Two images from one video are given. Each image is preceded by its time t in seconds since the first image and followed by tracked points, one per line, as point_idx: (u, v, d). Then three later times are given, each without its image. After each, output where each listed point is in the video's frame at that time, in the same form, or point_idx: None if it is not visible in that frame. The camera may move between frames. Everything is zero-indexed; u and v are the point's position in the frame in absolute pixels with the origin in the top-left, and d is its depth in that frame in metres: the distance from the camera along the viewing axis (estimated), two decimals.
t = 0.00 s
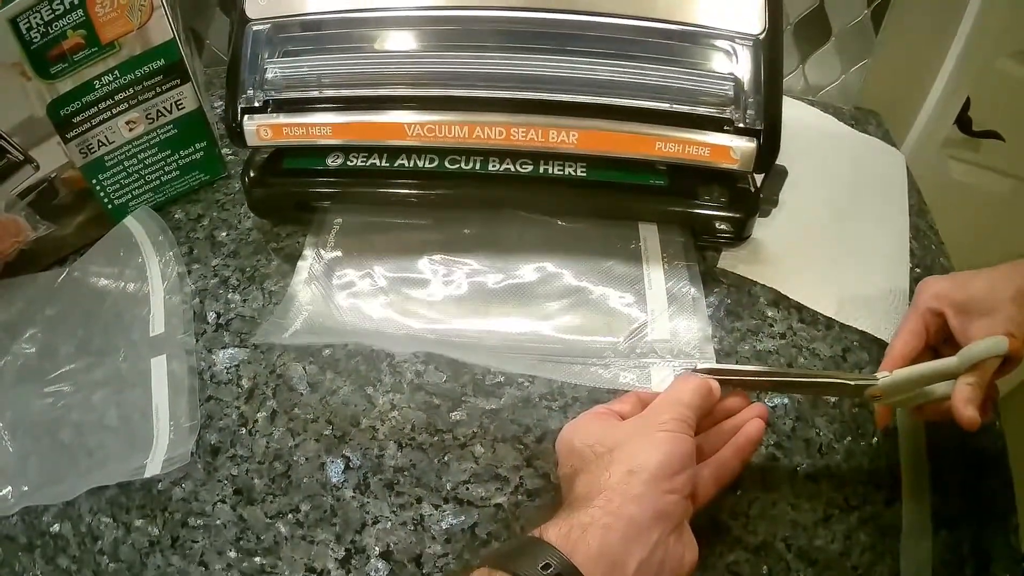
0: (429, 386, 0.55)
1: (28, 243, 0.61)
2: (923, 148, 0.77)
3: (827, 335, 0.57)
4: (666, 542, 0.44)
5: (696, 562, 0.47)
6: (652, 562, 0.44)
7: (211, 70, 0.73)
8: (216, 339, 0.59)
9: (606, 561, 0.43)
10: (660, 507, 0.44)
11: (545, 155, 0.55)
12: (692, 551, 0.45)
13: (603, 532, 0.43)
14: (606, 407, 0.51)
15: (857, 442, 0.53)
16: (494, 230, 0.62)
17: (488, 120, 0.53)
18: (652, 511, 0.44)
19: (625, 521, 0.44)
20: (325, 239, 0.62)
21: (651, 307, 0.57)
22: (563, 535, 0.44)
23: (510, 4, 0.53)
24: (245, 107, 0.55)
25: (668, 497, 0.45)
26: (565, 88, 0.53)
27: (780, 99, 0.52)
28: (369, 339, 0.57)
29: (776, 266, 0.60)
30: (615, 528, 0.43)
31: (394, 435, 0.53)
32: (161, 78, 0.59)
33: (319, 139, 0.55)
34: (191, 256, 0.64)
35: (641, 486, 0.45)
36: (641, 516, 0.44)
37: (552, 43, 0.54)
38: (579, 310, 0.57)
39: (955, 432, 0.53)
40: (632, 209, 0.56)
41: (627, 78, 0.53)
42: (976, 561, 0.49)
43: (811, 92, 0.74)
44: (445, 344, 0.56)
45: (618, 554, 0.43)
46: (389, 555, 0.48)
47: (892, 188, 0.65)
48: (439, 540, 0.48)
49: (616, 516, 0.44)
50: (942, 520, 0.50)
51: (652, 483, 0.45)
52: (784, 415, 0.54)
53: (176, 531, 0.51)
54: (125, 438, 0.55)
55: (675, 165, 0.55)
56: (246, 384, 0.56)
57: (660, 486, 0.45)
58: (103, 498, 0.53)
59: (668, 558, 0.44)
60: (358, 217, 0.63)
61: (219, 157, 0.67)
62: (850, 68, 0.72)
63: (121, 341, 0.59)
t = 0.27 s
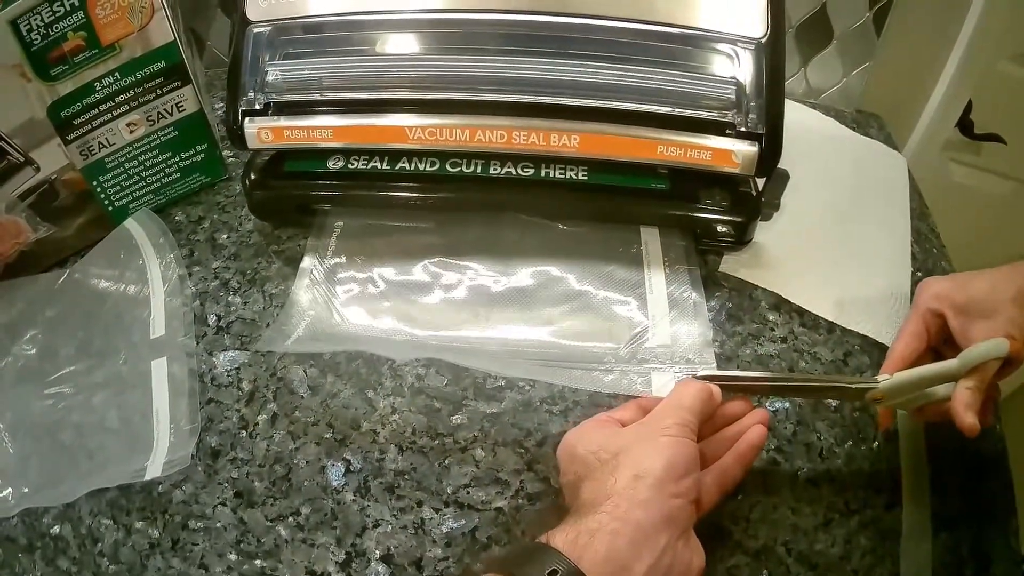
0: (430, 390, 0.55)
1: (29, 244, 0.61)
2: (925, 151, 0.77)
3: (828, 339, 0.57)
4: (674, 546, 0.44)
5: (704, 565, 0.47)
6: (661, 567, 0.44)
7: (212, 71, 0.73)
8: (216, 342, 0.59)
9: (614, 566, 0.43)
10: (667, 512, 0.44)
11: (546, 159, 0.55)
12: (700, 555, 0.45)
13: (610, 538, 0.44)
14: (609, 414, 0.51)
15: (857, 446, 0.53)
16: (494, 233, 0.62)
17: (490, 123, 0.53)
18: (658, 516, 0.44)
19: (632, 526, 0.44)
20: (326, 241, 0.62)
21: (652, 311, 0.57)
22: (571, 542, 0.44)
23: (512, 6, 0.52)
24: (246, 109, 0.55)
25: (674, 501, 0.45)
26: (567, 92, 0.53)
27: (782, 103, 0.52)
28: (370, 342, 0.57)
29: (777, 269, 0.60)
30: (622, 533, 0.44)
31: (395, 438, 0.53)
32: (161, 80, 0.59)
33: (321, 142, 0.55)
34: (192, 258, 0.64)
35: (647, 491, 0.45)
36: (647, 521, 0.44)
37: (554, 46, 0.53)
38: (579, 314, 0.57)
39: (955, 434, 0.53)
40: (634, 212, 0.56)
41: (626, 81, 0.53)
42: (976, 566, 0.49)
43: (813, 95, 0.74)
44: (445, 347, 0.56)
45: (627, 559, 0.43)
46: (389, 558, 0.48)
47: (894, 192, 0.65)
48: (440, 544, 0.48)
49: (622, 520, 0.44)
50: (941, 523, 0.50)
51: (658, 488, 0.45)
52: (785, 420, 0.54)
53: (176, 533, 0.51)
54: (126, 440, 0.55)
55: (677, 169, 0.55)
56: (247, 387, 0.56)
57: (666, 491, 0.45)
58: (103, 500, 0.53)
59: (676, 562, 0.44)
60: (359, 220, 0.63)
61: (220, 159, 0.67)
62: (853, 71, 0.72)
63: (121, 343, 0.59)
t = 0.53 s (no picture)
0: (430, 392, 0.55)
1: (29, 243, 0.61)
2: (929, 155, 0.76)
3: (829, 344, 0.57)
4: (664, 551, 0.44)
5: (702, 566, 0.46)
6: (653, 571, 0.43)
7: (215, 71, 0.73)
8: (216, 342, 0.59)
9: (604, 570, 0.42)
10: (660, 515, 0.44)
11: (548, 161, 0.55)
12: (694, 558, 0.45)
13: (600, 541, 0.43)
14: (608, 419, 0.51)
15: (858, 451, 0.53)
16: (496, 234, 0.62)
17: (492, 125, 0.53)
18: (651, 519, 0.44)
19: (623, 529, 0.43)
20: (327, 241, 0.62)
21: (653, 315, 0.56)
22: (560, 545, 0.43)
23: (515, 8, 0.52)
24: (247, 110, 0.55)
25: (668, 504, 0.44)
26: (570, 95, 0.53)
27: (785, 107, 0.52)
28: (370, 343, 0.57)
29: (780, 274, 0.60)
30: (613, 537, 0.43)
31: (394, 440, 0.53)
32: (163, 80, 0.59)
33: (322, 142, 0.55)
34: (193, 258, 0.64)
35: (640, 493, 0.44)
36: (638, 524, 0.43)
37: (556, 49, 0.54)
38: (580, 318, 0.57)
39: (956, 438, 0.53)
40: (636, 215, 0.56)
41: (628, 85, 0.53)
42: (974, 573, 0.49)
43: (815, 99, 0.73)
44: (445, 347, 0.56)
45: (620, 563, 0.42)
46: (388, 560, 0.48)
47: (897, 197, 0.65)
48: (439, 547, 0.48)
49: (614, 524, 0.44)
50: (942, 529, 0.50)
51: (652, 489, 0.44)
52: (786, 425, 0.54)
53: (174, 534, 0.51)
54: (124, 440, 0.55)
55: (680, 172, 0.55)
56: (247, 387, 0.56)
57: (660, 493, 0.44)
58: (102, 500, 0.53)
59: (668, 566, 0.44)
60: (360, 221, 0.63)
61: (221, 159, 0.66)
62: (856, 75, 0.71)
63: (121, 343, 0.59)
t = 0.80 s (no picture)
0: (434, 384, 0.54)
1: (30, 236, 0.61)
2: (933, 149, 0.77)
3: (835, 337, 0.56)
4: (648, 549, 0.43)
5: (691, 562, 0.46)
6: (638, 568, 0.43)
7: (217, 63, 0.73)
8: (218, 335, 0.58)
9: (590, 568, 0.41)
10: (647, 512, 0.43)
11: (552, 153, 0.55)
12: (682, 555, 0.44)
13: (585, 537, 0.42)
14: (606, 416, 0.50)
15: (864, 446, 0.53)
16: (500, 226, 0.61)
17: (497, 117, 0.53)
18: (639, 516, 0.43)
19: (609, 526, 0.43)
20: (329, 233, 0.62)
21: (658, 307, 0.56)
22: (545, 541, 0.43)
23: None
24: (250, 101, 0.54)
25: (657, 502, 0.44)
26: (575, 85, 0.52)
27: (791, 99, 0.52)
28: (373, 336, 0.57)
29: (786, 267, 0.59)
30: (599, 534, 0.42)
31: (398, 433, 0.52)
32: (164, 72, 0.59)
33: (324, 133, 0.54)
34: (195, 251, 0.64)
35: (628, 491, 0.44)
36: (624, 522, 0.43)
37: (561, 40, 0.53)
38: (584, 311, 0.56)
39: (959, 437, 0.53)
40: (640, 207, 0.56)
41: (634, 75, 0.52)
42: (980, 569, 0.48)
43: (820, 93, 0.71)
44: (444, 342, 0.56)
45: (605, 560, 0.42)
46: (391, 554, 0.48)
47: (903, 190, 0.64)
48: (442, 541, 0.48)
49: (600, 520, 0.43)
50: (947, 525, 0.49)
51: (640, 488, 0.44)
52: (791, 419, 0.54)
53: (176, 528, 0.50)
54: (126, 434, 0.55)
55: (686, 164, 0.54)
56: (249, 380, 0.56)
57: (648, 490, 0.44)
58: (103, 494, 0.52)
59: (654, 563, 0.43)
60: (363, 213, 0.63)
61: (224, 151, 0.66)
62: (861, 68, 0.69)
63: (123, 336, 0.59)
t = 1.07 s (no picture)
0: (439, 380, 0.54)
1: (34, 232, 0.61)
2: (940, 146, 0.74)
3: (842, 334, 0.56)
4: (648, 547, 0.43)
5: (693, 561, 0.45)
6: (637, 565, 0.42)
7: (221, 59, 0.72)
8: (222, 330, 0.58)
9: (589, 564, 0.41)
10: (647, 509, 0.43)
11: (559, 147, 0.55)
12: (685, 553, 0.44)
13: (584, 533, 0.42)
14: (615, 410, 0.50)
15: (870, 443, 0.52)
16: (506, 221, 0.61)
17: (503, 111, 0.52)
18: (638, 512, 0.43)
19: (608, 522, 0.42)
20: (333, 228, 0.62)
21: (665, 302, 0.56)
22: (544, 536, 0.42)
23: None
24: (254, 96, 0.54)
25: (657, 498, 0.43)
26: (581, 80, 0.52)
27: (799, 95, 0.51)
28: (378, 331, 0.56)
29: (793, 262, 0.59)
30: (598, 530, 0.42)
31: (402, 429, 0.52)
32: (169, 66, 0.58)
33: (329, 127, 0.54)
34: (199, 246, 0.64)
35: (629, 485, 0.43)
36: (622, 518, 0.42)
37: (569, 34, 0.53)
38: (590, 306, 0.56)
39: (964, 436, 0.53)
40: (646, 202, 0.56)
41: (642, 70, 0.52)
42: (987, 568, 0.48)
43: (826, 88, 0.73)
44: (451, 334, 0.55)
45: (604, 556, 0.41)
46: (396, 551, 0.47)
47: (910, 186, 0.64)
48: (447, 538, 0.47)
49: (600, 516, 0.43)
50: (952, 524, 0.49)
51: (641, 482, 0.43)
52: (798, 415, 0.53)
53: (179, 524, 0.50)
54: (130, 429, 0.54)
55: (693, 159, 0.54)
56: (253, 375, 0.55)
57: (650, 485, 0.43)
58: (106, 490, 0.52)
59: (654, 560, 0.43)
60: (368, 208, 0.62)
61: (227, 146, 0.66)
62: (867, 65, 0.70)
63: (126, 332, 0.59)
